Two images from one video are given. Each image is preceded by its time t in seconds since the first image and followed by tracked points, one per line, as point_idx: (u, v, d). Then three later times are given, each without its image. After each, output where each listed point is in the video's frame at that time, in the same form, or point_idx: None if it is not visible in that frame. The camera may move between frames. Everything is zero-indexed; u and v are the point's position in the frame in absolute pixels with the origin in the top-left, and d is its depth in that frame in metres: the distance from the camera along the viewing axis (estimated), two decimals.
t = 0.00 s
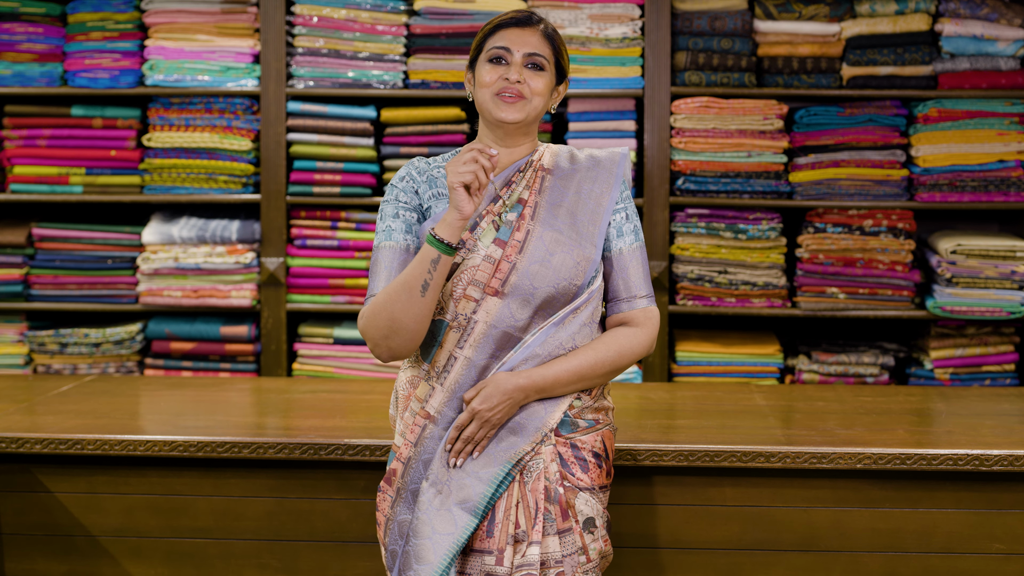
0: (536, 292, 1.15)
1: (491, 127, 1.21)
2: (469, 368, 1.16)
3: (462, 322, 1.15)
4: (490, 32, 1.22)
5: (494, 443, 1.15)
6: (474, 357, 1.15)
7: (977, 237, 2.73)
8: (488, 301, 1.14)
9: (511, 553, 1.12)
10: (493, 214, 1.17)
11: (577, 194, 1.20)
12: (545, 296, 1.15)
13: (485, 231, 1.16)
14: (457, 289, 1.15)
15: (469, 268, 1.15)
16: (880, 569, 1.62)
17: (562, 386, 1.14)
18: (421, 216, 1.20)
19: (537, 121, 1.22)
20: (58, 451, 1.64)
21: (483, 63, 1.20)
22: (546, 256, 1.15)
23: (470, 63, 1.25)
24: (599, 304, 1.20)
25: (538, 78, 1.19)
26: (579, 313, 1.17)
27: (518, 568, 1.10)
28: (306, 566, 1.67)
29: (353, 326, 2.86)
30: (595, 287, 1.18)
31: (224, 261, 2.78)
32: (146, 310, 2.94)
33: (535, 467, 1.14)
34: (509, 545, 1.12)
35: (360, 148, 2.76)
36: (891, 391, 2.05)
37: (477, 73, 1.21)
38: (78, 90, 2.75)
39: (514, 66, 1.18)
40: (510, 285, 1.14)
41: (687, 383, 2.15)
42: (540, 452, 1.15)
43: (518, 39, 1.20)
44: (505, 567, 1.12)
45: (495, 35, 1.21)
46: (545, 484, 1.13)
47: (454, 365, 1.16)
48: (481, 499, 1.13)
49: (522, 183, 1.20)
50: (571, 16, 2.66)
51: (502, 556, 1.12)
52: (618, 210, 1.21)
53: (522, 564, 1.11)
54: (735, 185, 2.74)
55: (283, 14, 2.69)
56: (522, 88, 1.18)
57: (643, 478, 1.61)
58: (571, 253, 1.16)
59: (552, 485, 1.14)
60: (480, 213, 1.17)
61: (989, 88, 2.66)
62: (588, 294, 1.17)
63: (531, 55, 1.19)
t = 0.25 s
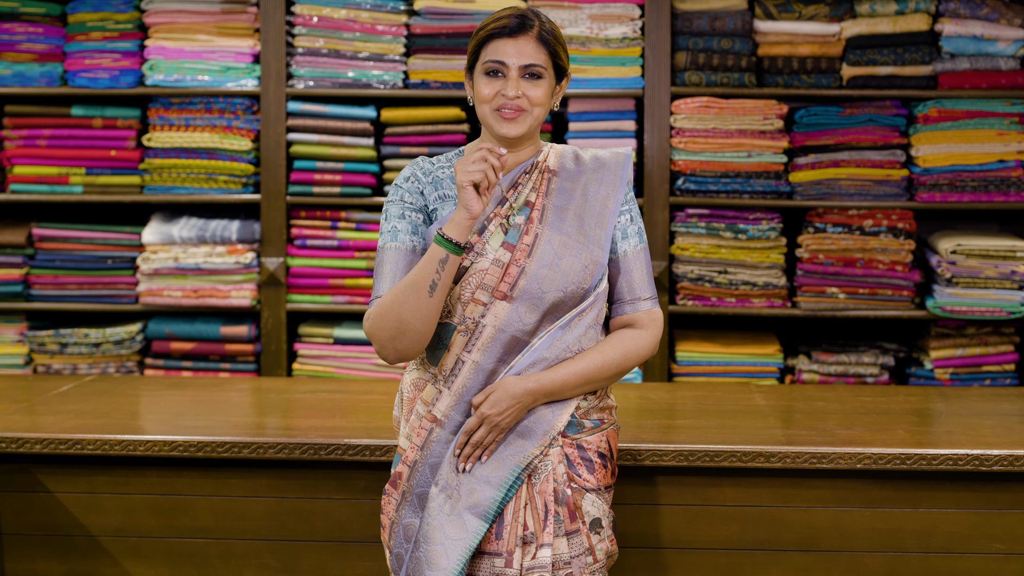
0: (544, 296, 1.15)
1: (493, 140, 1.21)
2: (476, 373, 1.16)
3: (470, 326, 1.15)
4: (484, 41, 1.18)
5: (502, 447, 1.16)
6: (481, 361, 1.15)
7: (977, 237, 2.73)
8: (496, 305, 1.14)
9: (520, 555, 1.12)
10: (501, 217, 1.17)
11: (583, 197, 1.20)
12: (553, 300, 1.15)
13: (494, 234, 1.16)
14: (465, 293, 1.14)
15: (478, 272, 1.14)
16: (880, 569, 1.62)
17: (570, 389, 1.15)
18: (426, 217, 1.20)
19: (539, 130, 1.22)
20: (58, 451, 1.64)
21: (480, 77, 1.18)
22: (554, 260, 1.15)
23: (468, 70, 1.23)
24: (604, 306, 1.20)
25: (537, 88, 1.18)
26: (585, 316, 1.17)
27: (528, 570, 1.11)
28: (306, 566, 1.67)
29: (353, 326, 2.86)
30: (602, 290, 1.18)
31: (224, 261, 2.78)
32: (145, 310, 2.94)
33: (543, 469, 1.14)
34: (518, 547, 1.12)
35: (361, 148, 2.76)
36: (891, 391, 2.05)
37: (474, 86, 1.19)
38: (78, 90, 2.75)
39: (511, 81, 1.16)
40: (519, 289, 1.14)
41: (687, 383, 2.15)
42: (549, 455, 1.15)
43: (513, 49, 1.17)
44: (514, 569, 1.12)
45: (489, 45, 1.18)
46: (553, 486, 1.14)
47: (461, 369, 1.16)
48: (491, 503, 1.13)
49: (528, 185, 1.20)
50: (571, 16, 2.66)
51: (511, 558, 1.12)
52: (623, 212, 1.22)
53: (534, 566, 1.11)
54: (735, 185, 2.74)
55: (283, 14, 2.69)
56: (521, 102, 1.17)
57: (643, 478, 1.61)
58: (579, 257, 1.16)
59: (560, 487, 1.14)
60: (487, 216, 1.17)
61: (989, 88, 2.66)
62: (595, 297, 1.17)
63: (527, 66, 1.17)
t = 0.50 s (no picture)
0: (550, 295, 1.15)
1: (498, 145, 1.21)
2: (481, 372, 1.15)
3: (475, 324, 1.15)
4: (474, 51, 1.17)
5: (511, 447, 1.16)
6: (486, 360, 1.15)
7: (977, 237, 2.73)
8: (502, 304, 1.14)
9: (524, 554, 1.13)
10: (508, 215, 1.16)
11: (590, 197, 1.20)
12: (559, 300, 1.15)
13: (500, 233, 1.16)
14: (472, 292, 1.14)
15: (484, 271, 1.14)
16: (880, 569, 1.62)
17: (573, 383, 1.14)
18: (432, 217, 1.20)
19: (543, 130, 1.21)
20: (58, 451, 1.64)
21: (478, 89, 1.18)
22: (560, 259, 1.15)
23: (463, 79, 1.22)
24: (608, 307, 1.20)
25: (535, 91, 1.17)
26: (590, 316, 1.17)
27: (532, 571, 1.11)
28: (306, 566, 1.67)
29: (353, 326, 2.86)
30: (607, 290, 1.18)
31: (223, 261, 2.78)
32: (145, 310, 2.94)
33: (547, 469, 1.15)
34: (522, 547, 1.13)
35: (361, 148, 2.76)
36: (891, 391, 2.05)
37: (473, 96, 1.19)
38: (78, 90, 2.75)
39: (508, 88, 1.16)
40: (525, 289, 1.14)
41: (687, 383, 2.15)
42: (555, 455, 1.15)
43: (504, 55, 1.15)
44: (518, 569, 1.12)
45: (480, 54, 1.17)
46: (557, 486, 1.14)
47: (466, 368, 1.16)
48: (503, 505, 1.14)
49: (534, 185, 1.18)
50: (571, 16, 2.66)
51: (515, 558, 1.13)
52: (629, 213, 1.22)
53: (539, 567, 1.11)
54: (735, 185, 2.74)
55: (283, 14, 2.69)
56: (522, 107, 1.16)
57: (643, 478, 1.61)
58: (585, 257, 1.16)
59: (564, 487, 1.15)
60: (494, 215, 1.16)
61: (989, 88, 2.66)
62: (600, 297, 1.17)
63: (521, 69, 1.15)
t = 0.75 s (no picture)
0: (553, 291, 1.14)
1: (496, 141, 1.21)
2: (486, 368, 1.15)
3: (478, 320, 1.15)
4: (464, 50, 1.20)
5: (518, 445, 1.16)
6: (491, 357, 1.15)
7: (977, 237, 2.73)
8: (505, 300, 1.14)
9: (527, 553, 1.13)
10: (511, 211, 1.18)
11: (592, 194, 1.20)
12: (562, 296, 1.15)
13: (504, 228, 1.17)
14: (475, 286, 1.15)
15: (487, 265, 1.15)
16: (880, 569, 1.62)
17: (577, 382, 1.15)
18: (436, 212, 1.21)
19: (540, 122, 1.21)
20: (58, 451, 1.64)
21: (470, 85, 1.19)
22: (563, 255, 1.15)
23: (458, 83, 1.25)
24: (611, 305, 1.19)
25: (526, 81, 1.18)
26: (594, 313, 1.16)
27: (535, 569, 1.12)
28: (306, 566, 1.67)
29: (353, 326, 2.86)
30: (610, 287, 1.18)
31: (224, 261, 2.78)
32: (146, 310, 2.94)
33: (551, 467, 1.15)
34: (525, 544, 1.13)
35: (361, 148, 2.76)
36: (891, 391, 2.05)
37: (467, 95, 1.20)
38: (78, 90, 2.75)
39: (500, 79, 1.17)
40: (527, 284, 1.14)
41: (687, 383, 2.15)
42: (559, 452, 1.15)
43: (493, 49, 1.17)
44: (521, 567, 1.13)
45: (470, 52, 1.19)
46: (560, 485, 1.14)
47: (470, 365, 1.15)
48: (509, 503, 1.14)
49: (538, 182, 1.20)
50: (571, 15, 2.66)
51: (518, 556, 1.13)
52: (631, 211, 1.22)
53: (542, 565, 1.12)
54: (735, 185, 2.74)
55: (283, 14, 2.69)
56: (515, 97, 1.17)
57: (643, 478, 1.61)
58: (587, 253, 1.16)
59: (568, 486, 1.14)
60: (497, 211, 1.19)
61: (989, 88, 2.66)
62: (603, 294, 1.17)
63: (510, 61, 1.17)
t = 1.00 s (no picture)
0: (551, 284, 1.15)
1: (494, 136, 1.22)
2: (484, 361, 1.15)
3: (477, 313, 1.15)
4: (466, 45, 1.22)
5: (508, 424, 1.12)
6: (490, 350, 1.15)
7: (977, 237, 2.73)
8: (503, 293, 1.14)
9: (526, 552, 1.12)
10: (509, 205, 1.18)
11: (591, 190, 1.20)
12: (561, 289, 1.15)
13: (502, 222, 1.17)
14: (474, 279, 1.15)
15: (486, 258, 1.15)
16: (880, 569, 1.62)
17: (583, 376, 1.13)
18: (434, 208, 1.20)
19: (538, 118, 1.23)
20: (57, 451, 1.64)
21: (471, 80, 1.21)
22: (561, 248, 1.16)
23: (459, 80, 1.26)
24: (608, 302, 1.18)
25: (526, 76, 1.19)
26: (592, 308, 1.15)
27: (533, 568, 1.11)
28: (306, 566, 1.67)
29: (353, 326, 2.86)
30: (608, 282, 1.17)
31: (224, 261, 2.78)
32: (145, 310, 2.94)
33: (549, 466, 1.14)
34: (524, 544, 1.12)
35: (360, 148, 2.76)
36: (891, 391, 2.05)
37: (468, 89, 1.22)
38: (78, 90, 2.75)
39: (500, 73, 1.18)
40: (526, 277, 1.14)
41: (687, 383, 2.14)
42: (547, 440, 1.15)
43: (495, 44, 1.19)
44: (520, 567, 1.12)
45: (472, 47, 1.21)
46: (559, 484, 1.13)
47: (469, 358, 1.15)
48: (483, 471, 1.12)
49: (536, 177, 1.20)
50: (571, 15, 2.66)
51: (518, 555, 1.12)
52: (630, 208, 1.21)
53: (542, 564, 1.12)
54: (735, 185, 2.74)
55: (283, 13, 2.69)
56: (514, 91, 1.19)
57: (643, 478, 1.61)
58: (586, 247, 1.16)
59: (566, 484, 1.14)
60: (495, 206, 1.19)
61: (989, 88, 2.66)
62: (601, 289, 1.16)
63: (511, 56, 1.19)
